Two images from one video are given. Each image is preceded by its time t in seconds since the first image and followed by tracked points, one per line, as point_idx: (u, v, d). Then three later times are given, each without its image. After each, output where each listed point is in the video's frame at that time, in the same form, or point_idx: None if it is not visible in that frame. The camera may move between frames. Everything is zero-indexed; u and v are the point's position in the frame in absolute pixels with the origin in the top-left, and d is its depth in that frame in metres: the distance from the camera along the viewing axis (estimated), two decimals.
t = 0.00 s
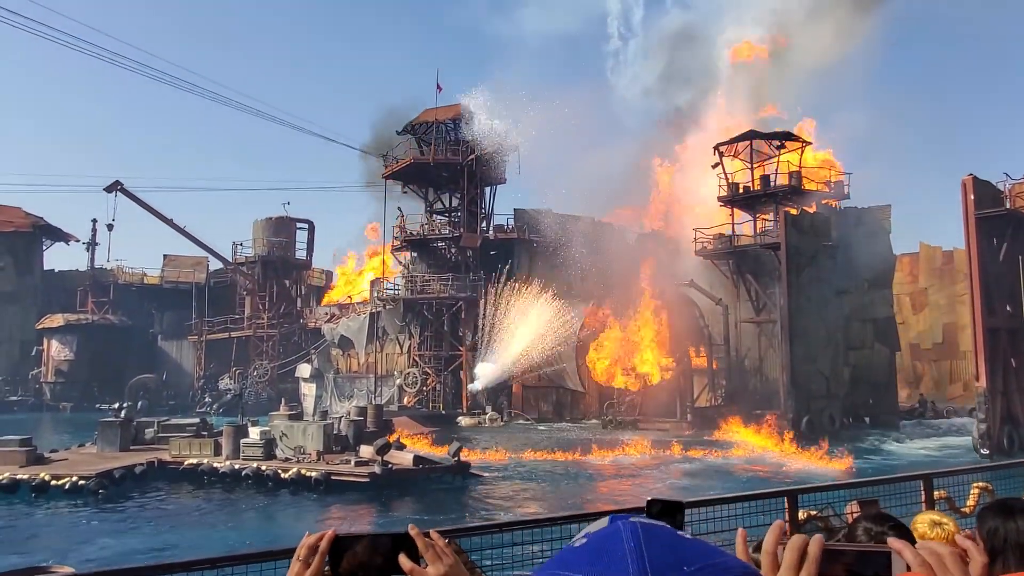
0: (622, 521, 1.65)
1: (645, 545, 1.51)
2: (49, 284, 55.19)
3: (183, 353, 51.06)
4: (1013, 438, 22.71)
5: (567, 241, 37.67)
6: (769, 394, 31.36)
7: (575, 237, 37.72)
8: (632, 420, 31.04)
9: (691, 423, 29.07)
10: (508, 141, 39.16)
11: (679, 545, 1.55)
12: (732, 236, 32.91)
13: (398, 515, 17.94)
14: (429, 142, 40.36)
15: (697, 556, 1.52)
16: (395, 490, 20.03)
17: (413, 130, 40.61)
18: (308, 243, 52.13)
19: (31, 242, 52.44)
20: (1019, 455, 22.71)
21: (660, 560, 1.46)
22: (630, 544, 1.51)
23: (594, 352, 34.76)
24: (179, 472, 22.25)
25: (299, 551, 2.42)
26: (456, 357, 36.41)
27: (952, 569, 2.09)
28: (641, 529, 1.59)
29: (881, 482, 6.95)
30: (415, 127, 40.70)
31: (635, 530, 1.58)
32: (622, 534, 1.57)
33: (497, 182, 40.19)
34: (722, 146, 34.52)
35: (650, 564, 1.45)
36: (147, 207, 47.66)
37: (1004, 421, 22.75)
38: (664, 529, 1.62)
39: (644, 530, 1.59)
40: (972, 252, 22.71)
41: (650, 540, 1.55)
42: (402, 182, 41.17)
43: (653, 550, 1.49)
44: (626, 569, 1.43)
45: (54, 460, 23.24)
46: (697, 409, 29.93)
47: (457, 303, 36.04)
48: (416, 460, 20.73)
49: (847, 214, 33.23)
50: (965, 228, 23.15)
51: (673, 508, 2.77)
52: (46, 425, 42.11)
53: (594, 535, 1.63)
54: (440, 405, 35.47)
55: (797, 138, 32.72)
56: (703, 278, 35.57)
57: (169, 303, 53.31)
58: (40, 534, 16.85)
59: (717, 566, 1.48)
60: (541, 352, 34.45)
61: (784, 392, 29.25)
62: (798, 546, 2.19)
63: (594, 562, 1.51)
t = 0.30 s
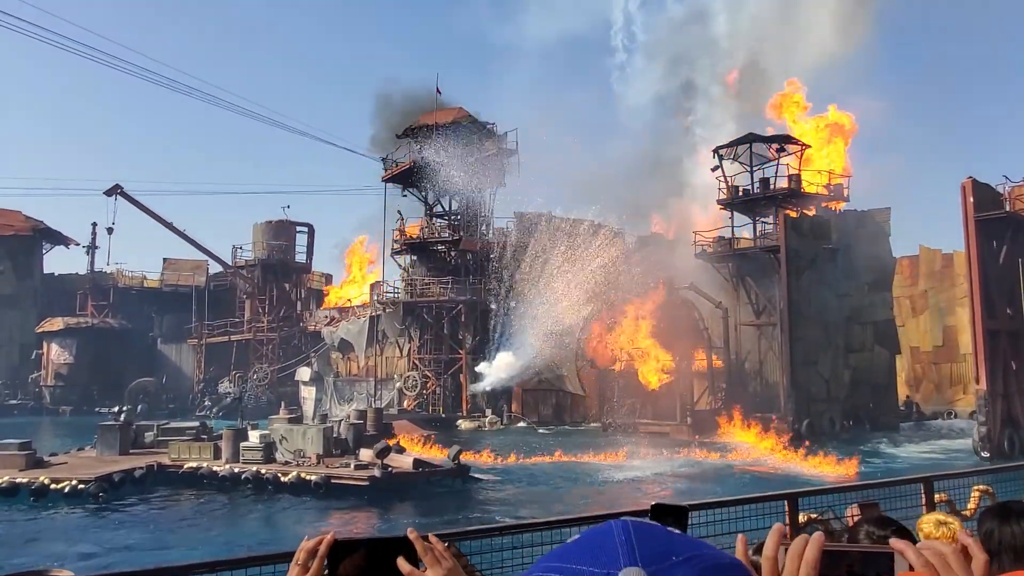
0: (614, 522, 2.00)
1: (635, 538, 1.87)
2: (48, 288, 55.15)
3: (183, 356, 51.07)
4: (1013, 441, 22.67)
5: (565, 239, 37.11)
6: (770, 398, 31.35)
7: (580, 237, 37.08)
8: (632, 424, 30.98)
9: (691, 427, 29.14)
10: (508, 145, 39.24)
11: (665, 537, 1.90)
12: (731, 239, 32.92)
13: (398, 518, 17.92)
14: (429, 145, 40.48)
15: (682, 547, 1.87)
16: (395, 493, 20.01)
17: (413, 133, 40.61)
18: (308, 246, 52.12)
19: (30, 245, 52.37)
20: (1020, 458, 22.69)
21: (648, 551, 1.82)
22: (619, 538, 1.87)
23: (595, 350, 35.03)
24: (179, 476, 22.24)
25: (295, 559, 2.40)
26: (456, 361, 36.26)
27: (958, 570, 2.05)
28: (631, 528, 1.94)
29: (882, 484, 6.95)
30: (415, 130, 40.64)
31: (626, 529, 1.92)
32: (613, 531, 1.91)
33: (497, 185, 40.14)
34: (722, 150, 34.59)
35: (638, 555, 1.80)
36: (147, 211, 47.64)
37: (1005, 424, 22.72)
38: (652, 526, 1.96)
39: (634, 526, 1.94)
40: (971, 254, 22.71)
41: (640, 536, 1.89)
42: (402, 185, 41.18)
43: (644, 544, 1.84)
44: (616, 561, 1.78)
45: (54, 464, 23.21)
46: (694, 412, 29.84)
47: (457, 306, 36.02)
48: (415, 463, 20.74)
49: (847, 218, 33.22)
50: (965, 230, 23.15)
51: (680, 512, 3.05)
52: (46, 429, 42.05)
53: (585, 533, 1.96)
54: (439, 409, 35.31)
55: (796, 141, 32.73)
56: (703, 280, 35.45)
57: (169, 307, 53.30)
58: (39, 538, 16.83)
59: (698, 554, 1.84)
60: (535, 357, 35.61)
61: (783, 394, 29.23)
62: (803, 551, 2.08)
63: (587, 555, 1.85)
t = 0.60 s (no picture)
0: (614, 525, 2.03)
1: (636, 538, 1.91)
2: (47, 290, 55.08)
3: (181, 358, 51.05)
4: (1012, 443, 22.69)
5: (562, 245, 37.36)
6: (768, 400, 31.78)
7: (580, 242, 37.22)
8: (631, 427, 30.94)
9: (690, 429, 29.15)
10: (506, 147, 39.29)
11: (664, 539, 1.94)
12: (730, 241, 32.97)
13: (396, 521, 17.88)
14: (428, 147, 40.59)
15: (683, 545, 1.93)
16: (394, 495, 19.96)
17: (411, 135, 40.63)
18: (307, 248, 52.06)
19: (29, 247, 52.34)
20: (1019, 460, 22.73)
21: (650, 547, 1.87)
22: (622, 538, 1.91)
23: (597, 350, 34.66)
24: (177, 478, 22.21)
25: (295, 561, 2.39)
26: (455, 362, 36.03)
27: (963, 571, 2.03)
28: (632, 530, 1.97)
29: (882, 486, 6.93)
30: (414, 132, 40.67)
31: (627, 531, 1.95)
32: (615, 532, 1.94)
33: (496, 187, 40.13)
34: (720, 152, 34.67)
35: (641, 550, 1.85)
36: (145, 213, 47.66)
37: (1004, 426, 22.73)
38: (652, 528, 2.00)
39: (632, 529, 1.98)
40: (970, 256, 22.71)
41: (640, 535, 1.94)
42: (401, 187, 41.22)
43: (643, 543, 1.89)
44: (620, 554, 1.83)
45: (52, 466, 23.18)
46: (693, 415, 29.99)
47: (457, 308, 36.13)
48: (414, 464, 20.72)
49: (845, 220, 33.49)
50: (963, 232, 23.14)
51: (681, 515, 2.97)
52: (44, 430, 41.99)
53: (587, 534, 1.99)
54: (438, 410, 35.10)
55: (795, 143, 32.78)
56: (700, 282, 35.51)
57: (168, 309, 53.26)
58: (36, 540, 16.80)
59: (697, 551, 1.89)
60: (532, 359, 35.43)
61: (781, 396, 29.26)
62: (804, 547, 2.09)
63: (588, 554, 1.89)
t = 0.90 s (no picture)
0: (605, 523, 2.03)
1: (627, 536, 1.92)
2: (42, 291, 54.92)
3: (177, 360, 50.96)
4: (1007, 443, 22.75)
5: (559, 250, 37.81)
6: (767, 399, 32.10)
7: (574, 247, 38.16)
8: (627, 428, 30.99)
9: (687, 430, 29.15)
10: (503, 148, 39.36)
11: (656, 536, 1.96)
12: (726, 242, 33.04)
13: (392, 522, 17.85)
14: (424, 148, 40.59)
15: (674, 543, 1.94)
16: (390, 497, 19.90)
17: (408, 136, 40.61)
18: (303, 249, 51.96)
19: (24, 248, 52.23)
20: (1014, 460, 22.81)
21: (639, 545, 1.88)
22: (613, 535, 1.92)
23: (597, 351, 34.38)
24: (173, 479, 22.17)
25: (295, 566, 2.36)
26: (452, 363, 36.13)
27: (960, 566, 2.03)
28: (624, 529, 1.97)
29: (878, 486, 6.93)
30: (410, 133, 40.65)
31: (618, 530, 1.96)
32: (606, 531, 1.95)
33: (493, 188, 40.20)
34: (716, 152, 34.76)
35: (631, 547, 1.87)
36: (141, 214, 47.61)
37: (999, 427, 22.80)
38: (645, 526, 2.00)
39: (626, 527, 1.97)
40: (965, 257, 22.78)
41: (632, 534, 1.94)
42: (397, 188, 41.21)
43: (633, 540, 1.90)
44: (611, 551, 1.84)
45: (48, 468, 23.13)
46: (689, 416, 29.94)
47: (453, 309, 35.91)
48: (410, 467, 20.45)
49: (841, 222, 34.02)
50: (958, 233, 23.23)
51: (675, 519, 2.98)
52: (39, 432, 41.85)
53: (576, 532, 2.00)
54: (434, 413, 34.93)
55: (791, 145, 32.87)
56: (696, 282, 35.44)
57: (163, 310, 53.13)
58: (31, 542, 16.76)
59: (686, 548, 1.92)
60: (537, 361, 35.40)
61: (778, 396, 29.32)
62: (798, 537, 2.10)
63: (577, 551, 1.90)
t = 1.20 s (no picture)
0: (606, 522, 2.04)
1: (627, 534, 1.93)
2: (41, 291, 54.88)
3: (176, 360, 50.98)
4: (1007, 442, 22.75)
5: (560, 249, 37.85)
6: (767, 398, 31.93)
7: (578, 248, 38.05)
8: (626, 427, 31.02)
9: (687, 428, 29.14)
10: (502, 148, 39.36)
11: (657, 535, 1.96)
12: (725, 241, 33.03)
13: (393, 522, 17.84)
14: (424, 148, 40.58)
15: (674, 541, 1.94)
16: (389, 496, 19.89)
17: (406, 136, 40.58)
18: (303, 249, 51.92)
19: (23, 248, 52.17)
20: (1013, 459, 22.82)
21: (639, 544, 1.88)
22: (613, 534, 1.93)
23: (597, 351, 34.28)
24: (173, 480, 22.17)
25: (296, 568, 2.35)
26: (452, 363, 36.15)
27: (957, 558, 2.05)
28: (624, 527, 1.98)
29: (878, 485, 6.93)
30: (410, 133, 40.63)
31: (618, 529, 1.96)
32: (607, 531, 1.95)
33: (492, 188, 40.22)
34: (715, 152, 34.79)
35: (631, 544, 1.87)
36: (140, 214, 47.63)
37: (998, 425, 22.81)
38: (645, 525, 2.00)
39: (625, 526, 1.98)
40: (964, 256, 22.77)
41: (633, 533, 1.94)
42: (397, 188, 41.20)
43: (633, 539, 1.91)
44: (611, 549, 1.85)
45: (47, 468, 23.12)
46: (689, 414, 29.87)
47: (452, 308, 36.00)
48: (410, 466, 20.66)
49: (840, 221, 33.98)
50: (958, 232, 23.25)
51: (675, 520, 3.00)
52: (39, 433, 41.82)
53: (576, 530, 2.00)
54: (434, 412, 35.09)
55: (791, 144, 32.86)
56: (696, 281, 35.59)
57: (162, 310, 53.11)
58: (31, 543, 16.74)
59: (687, 547, 1.92)
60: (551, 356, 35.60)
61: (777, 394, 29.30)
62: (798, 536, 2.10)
63: (578, 549, 1.90)
